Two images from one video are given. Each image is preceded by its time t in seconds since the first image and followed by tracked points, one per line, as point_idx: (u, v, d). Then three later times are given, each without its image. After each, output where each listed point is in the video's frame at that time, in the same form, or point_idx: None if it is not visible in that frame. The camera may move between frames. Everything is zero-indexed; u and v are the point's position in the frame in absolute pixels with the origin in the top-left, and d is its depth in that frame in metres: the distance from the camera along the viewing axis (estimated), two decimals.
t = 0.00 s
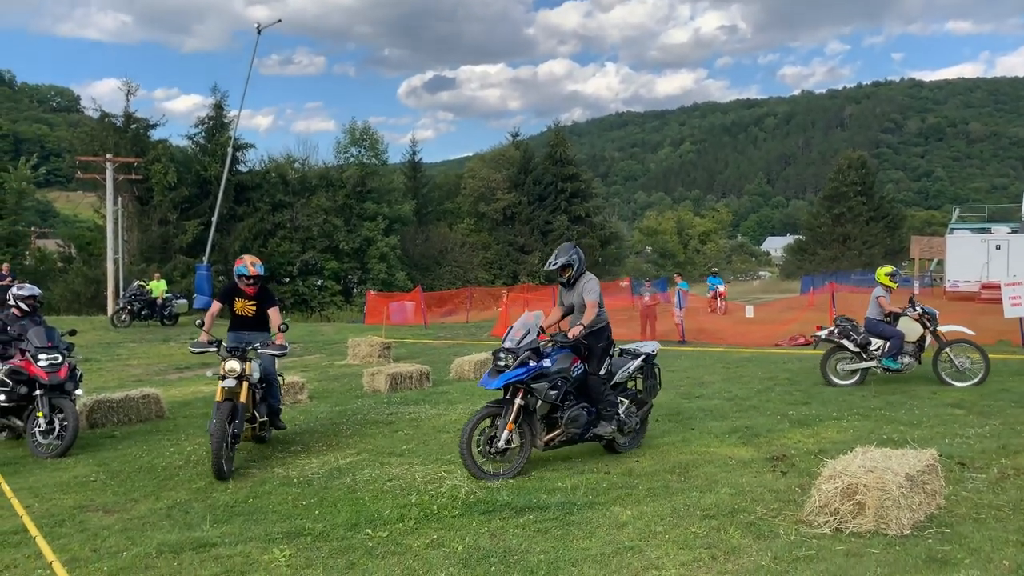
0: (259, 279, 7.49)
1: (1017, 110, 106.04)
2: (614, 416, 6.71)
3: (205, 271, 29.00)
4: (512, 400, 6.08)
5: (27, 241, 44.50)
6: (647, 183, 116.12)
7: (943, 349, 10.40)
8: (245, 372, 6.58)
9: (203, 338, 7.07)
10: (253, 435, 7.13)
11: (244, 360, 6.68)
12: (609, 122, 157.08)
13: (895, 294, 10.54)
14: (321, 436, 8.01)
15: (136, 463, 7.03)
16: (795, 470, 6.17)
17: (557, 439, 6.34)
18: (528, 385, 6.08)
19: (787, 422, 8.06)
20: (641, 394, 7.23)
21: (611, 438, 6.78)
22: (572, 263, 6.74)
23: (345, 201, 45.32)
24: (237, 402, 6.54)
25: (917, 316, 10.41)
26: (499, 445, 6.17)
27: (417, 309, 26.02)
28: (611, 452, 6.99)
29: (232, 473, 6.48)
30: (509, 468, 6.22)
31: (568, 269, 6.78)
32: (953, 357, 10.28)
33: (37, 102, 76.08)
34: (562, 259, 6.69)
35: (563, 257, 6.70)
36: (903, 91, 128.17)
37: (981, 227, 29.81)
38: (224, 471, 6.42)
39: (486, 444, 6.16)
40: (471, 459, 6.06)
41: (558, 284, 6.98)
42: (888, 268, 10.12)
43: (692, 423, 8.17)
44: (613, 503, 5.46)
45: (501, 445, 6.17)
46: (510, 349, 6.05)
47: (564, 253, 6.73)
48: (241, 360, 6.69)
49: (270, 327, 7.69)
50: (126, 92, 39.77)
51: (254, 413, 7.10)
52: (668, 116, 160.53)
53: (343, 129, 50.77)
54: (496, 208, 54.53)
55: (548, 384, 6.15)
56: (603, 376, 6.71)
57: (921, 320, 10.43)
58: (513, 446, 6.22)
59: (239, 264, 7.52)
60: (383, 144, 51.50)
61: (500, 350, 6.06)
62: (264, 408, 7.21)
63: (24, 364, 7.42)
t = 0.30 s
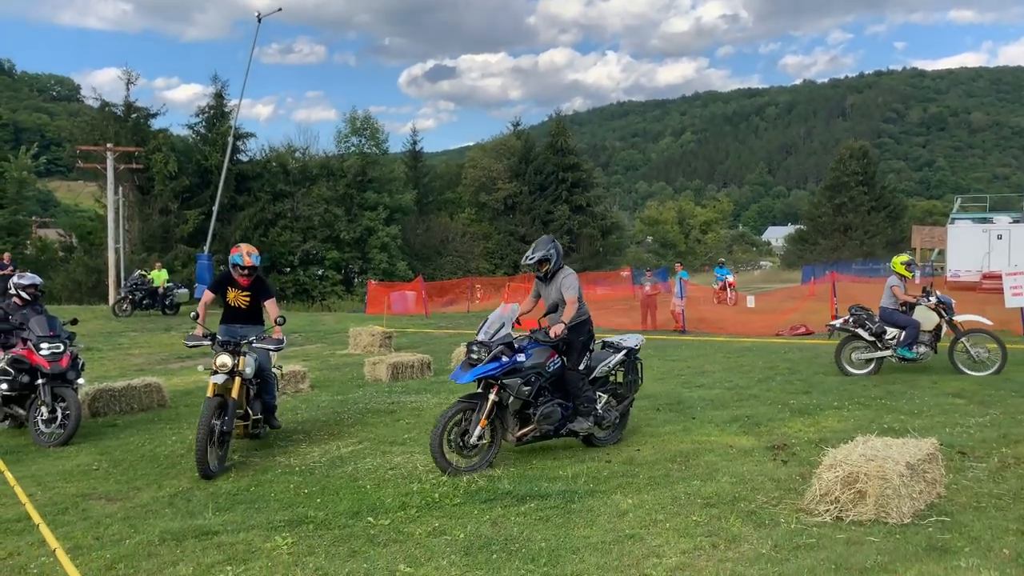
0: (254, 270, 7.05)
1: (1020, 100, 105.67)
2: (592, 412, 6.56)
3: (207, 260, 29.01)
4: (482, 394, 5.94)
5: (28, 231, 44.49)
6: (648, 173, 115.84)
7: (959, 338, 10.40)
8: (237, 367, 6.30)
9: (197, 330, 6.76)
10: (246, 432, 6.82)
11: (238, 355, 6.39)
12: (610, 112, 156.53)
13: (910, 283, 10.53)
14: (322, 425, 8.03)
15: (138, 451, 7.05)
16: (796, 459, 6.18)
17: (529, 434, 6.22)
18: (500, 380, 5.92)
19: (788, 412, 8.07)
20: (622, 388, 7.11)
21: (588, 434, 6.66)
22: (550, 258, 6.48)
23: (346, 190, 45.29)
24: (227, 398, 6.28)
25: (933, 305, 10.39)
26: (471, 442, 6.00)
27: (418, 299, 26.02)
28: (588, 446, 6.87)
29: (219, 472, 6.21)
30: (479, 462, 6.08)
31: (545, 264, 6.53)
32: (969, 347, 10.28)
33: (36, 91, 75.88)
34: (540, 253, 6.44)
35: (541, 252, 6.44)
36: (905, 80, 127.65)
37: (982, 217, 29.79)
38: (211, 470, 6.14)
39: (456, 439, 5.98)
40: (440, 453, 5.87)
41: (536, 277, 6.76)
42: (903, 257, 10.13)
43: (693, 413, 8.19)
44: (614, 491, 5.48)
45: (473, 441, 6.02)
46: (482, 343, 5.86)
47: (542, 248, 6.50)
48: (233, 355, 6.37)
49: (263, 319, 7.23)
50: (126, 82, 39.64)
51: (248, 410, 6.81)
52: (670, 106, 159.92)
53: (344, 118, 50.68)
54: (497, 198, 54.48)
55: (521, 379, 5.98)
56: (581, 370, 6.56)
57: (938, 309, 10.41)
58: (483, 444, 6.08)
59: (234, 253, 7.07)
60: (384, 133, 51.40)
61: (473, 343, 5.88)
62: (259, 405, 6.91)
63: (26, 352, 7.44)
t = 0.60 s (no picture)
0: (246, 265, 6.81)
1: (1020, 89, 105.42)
2: (557, 408, 6.34)
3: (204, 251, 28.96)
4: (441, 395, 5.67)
5: (26, 222, 44.41)
6: (647, 163, 115.64)
7: (980, 328, 10.29)
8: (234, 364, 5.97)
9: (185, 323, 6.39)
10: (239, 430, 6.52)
11: (233, 351, 6.09)
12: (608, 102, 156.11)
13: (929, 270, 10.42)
14: (322, 415, 8.05)
15: (139, 442, 7.07)
16: (794, 448, 6.20)
17: (494, 434, 5.90)
18: (465, 378, 5.62)
19: (787, 401, 8.09)
20: (586, 383, 7.00)
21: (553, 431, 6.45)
22: (522, 252, 6.29)
23: (344, 181, 45.24)
24: (223, 398, 5.95)
25: (953, 293, 10.30)
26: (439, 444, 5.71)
27: (417, 290, 25.96)
28: (553, 443, 6.68)
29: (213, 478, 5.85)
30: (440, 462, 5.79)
31: (517, 258, 6.32)
32: (990, 336, 10.17)
33: (34, 82, 75.63)
34: (512, 247, 6.23)
35: (513, 245, 6.23)
36: (905, 70, 127.27)
37: (981, 207, 29.75)
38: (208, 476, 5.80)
39: (423, 442, 5.68)
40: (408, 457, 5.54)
41: (506, 269, 6.54)
42: (921, 244, 10.05)
43: (691, 402, 8.21)
44: (613, 480, 5.50)
45: (437, 444, 5.73)
46: (445, 339, 5.57)
47: (515, 242, 6.26)
48: (228, 352, 6.06)
49: (257, 314, 7.09)
50: (124, 72, 39.49)
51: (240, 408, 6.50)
52: (669, 96, 159.45)
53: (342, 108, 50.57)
54: (496, 189, 54.35)
55: (484, 377, 5.67)
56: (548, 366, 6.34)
57: (957, 298, 10.32)
58: (444, 448, 5.77)
59: (226, 245, 6.81)
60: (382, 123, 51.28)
61: (434, 338, 5.59)
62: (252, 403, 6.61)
63: (25, 343, 7.45)
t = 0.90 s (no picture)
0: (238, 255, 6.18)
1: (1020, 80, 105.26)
2: (521, 410, 6.05)
3: (202, 241, 28.89)
4: (393, 401, 5.25)
5: (23, 211, 44.27)
6: (646, 153, 115.41)
7: (1000, 318, 10.20)
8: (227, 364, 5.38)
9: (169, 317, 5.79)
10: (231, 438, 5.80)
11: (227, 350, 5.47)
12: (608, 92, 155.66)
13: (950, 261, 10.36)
14: (320, 405, 8.06)
15: (136, 431, 7.08)
16: (791, 438, 6.22)
17: (455, 441, 5.58)
18: (426, 384, 5.25)
19: (784, 391, 8.12)
20: (549, 382, 6.73)
21: (517, 436, 6.14)
22: (480, 247, 5.97)
23: (343, 171, 45.14)
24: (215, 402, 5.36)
25: (973, 284, 10.23)
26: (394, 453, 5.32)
27: (415, 280, 25.89)
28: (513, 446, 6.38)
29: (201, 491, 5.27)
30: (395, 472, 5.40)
31: (475, 254, 6.01)
32: (1010, 327, 10.08)
33: (30, 70, 75.29)
34: (469, 243, 5.91)
35: (470, 240, 5.92)
36: (904, 60, 126.96)
37: (980, 197, 29.77)
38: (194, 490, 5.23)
39: (378, 452, 5.27)
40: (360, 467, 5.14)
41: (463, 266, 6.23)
42: (940, 234, 10.01)
43: (689, 392, 8.23)
44: (610, 470, 5.52)
45: (394, 453, 5.33)
46: (404, 343, 5.18)
47: (471, 238, 5.94)
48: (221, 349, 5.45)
49: (248, 308, 6.49)
50: (121, 60, 39.28)
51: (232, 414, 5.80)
52: (668, 85, 158.98)
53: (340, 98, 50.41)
54: (495, 178, 54.21)
55: (448, 383, 5.35)
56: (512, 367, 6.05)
57: (978, 289, 10.26)
58: (401, 456, 5.37)
59: (213, 234, 6.16)
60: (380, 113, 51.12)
61: (392, 341, 5.19)
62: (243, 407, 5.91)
63: (22, 333, 7.45)
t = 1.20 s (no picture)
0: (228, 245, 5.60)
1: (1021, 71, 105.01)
2: (486, 415, 5.68)
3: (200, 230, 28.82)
4: (357, 409, 4.62)
5: (21, 199, 44.15)
6: (646, 143, 115.07)
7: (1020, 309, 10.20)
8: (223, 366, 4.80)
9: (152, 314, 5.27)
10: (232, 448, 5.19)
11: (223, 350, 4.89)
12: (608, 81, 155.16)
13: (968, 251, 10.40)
14: (318, 394, 8.06)
15: (134, 419, 7.09)
16: (788, 428, 6.24)
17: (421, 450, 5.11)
18: (396, 390, 4.73)
19: (782, 381, 8.16)
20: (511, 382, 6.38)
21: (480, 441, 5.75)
22: (444, 241, 5.68)
23: (341, 159, 45.02)
24: (214, 408, 4.79)
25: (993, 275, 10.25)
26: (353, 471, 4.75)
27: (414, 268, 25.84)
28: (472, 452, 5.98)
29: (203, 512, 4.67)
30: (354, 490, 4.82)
31: (439, 247, 5.70)
32: None
33: (28, 57, 74.94)
34: (434, 236, 5.59)
35: (435, 233, 5.60)
36: (905, 50, 126.56)
37: (979, 188, 29.79)
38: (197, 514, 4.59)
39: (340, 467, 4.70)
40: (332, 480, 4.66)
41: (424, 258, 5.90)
42: (960, 224, 10.07)
43: (687, 381, 8.27)
44: (607, 459, 5.54)
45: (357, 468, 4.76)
46: (372, 343, 4.66)
47: (434, 232, 5.61)
48: (215, 349, 4.87)
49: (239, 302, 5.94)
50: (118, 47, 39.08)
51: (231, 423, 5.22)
52: (668, 75, 158.49)
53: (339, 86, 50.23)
54: (494, 167, 54.07)
55: (418, 389, 4.84)
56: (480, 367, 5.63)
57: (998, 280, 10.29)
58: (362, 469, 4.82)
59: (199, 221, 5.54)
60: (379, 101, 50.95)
61: (357, 342, 4.67)
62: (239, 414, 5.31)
63: (20, 320, 7.45)
